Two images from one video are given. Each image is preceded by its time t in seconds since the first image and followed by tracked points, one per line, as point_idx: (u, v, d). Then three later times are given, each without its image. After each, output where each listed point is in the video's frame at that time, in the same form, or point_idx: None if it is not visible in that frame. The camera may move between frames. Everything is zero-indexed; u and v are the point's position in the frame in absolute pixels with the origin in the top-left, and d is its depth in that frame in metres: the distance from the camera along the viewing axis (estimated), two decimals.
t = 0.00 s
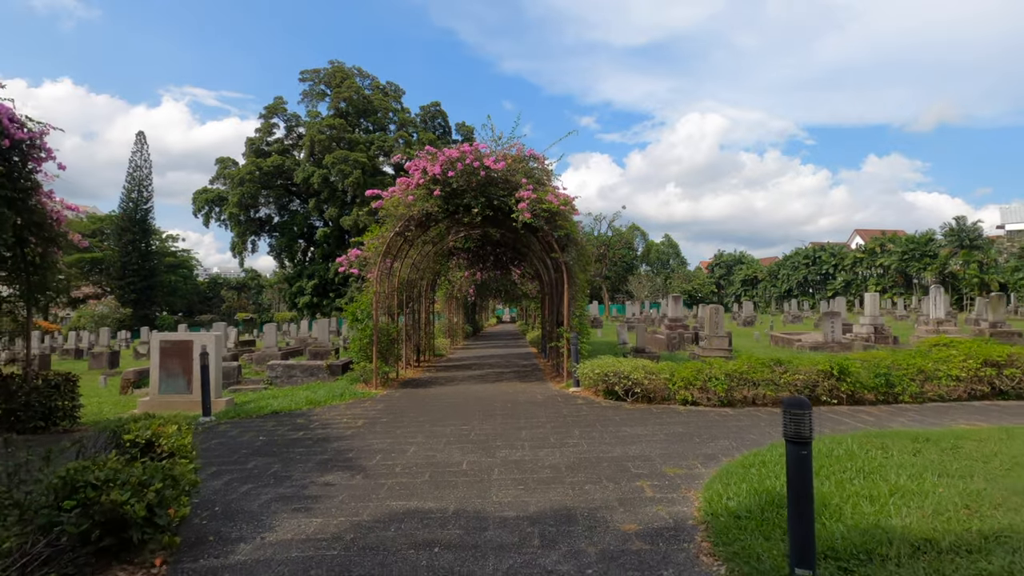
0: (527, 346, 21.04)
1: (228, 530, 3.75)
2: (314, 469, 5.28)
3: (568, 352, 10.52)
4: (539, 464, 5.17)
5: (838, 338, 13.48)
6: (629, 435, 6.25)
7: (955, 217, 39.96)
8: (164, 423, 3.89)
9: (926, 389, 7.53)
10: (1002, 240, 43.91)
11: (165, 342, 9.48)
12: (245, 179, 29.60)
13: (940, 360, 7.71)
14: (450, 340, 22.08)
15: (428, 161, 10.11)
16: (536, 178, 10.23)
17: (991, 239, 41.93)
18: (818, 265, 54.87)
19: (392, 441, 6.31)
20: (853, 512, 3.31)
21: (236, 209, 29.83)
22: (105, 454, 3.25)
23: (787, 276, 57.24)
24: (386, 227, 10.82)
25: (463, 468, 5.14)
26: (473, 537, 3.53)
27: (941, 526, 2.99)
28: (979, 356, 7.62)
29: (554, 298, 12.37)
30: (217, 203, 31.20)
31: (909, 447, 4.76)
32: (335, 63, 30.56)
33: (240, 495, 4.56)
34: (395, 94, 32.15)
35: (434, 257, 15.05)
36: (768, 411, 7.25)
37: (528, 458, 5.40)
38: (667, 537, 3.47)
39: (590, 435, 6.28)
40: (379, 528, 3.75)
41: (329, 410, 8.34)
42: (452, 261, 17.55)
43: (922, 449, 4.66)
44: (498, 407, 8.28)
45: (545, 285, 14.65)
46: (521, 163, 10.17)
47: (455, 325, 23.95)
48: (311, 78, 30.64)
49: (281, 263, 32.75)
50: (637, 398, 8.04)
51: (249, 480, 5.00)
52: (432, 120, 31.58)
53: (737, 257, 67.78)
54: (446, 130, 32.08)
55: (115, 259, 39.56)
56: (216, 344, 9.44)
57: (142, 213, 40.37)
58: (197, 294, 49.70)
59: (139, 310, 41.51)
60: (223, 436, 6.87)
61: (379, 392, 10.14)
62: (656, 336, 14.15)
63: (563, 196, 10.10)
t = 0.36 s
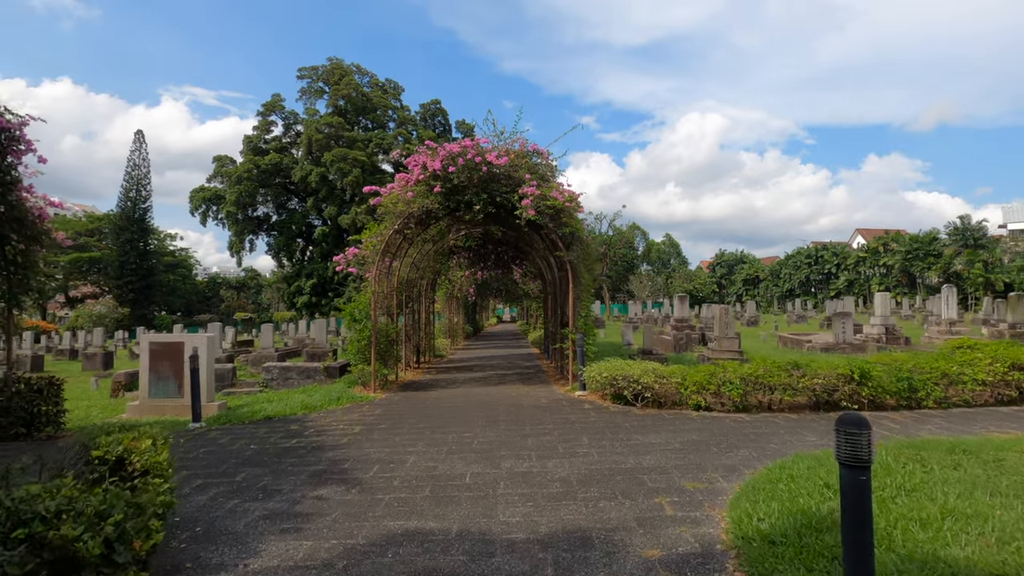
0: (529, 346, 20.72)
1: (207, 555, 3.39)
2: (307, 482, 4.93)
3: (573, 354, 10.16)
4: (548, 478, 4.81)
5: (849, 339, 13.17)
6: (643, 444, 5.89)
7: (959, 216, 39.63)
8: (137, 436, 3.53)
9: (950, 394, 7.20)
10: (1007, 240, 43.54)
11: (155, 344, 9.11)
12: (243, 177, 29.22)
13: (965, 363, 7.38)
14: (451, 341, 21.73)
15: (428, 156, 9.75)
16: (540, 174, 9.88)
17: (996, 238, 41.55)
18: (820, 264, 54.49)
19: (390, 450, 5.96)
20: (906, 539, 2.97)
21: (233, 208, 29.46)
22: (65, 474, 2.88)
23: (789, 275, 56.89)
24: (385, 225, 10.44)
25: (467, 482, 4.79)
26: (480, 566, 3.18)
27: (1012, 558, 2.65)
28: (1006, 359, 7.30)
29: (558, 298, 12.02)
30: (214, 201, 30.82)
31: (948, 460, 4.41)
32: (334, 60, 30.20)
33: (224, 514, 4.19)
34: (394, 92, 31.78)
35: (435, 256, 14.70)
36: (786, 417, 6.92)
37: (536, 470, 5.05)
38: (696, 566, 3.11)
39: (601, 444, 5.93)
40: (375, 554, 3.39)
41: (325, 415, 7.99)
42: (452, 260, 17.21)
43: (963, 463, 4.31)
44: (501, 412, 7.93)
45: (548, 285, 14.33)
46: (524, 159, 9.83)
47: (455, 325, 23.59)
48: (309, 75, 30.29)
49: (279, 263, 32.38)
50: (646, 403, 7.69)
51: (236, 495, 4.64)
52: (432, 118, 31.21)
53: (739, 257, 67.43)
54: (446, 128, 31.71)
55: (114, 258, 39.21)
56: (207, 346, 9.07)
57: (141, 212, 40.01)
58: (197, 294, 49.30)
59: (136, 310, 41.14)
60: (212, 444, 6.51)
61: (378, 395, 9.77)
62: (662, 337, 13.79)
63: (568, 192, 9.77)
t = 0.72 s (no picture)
0: (532, 346, 20.35)
1: None
2: (293, 495, 4.55)
3: (579, 355, 9.78)
4: (556, 491, 4.44)
5: (862, 338, 12.80)
6: (655, 452, 5.51)
7: (967, 214, 39.24)
8: (98, 451, 3.16)
9: (978, 397, 6.82)
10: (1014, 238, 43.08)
11: (143, 346, 8.77)
12: (242, 175, 28.89)
13: (993, 365, 6.99)
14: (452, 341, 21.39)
15: (427, 150, 9.38)
16: (544, 168, 9.52)
17: (1004, 236, 41.10)
18: (825, 263, 54.03)
19: (386, 458, 5.59)
20: (969, 571, 2.58)
21: (232, 206, 29.15)
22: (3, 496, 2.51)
23: (793, 274, 56.45)
24: (383, 221, 10.06)
25: (467, 496, 4.41)
26: None
27: None
28: None
29: (562, 297, 11.62)
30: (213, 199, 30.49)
31: (995, 473, 4.02)
32: (334, 57, 29.87)
33: (199, 533, 3.82)
34: (395, 88, 31.42)
35: (435, 254, 14.33)
36: (805, 423, 6.54)
37: (542, 482, 4.68)
38: None
39: (610, 452, 5.55)
40: None
41: (319, 419, 7.63)
42: (453, 259, 16.84)
43: (1013, 477, 3.92)
44: (504, 416, 7.55)
45: (552, 284, 13.95)
46: (527, 152, 9.47)
47: (457, 324, 23.24)
48: (309, 72, 29.95)
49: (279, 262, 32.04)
50: (656, 407, 7.31)
51: (217, 511, 4.28)
52: (434, 115, 30.86)
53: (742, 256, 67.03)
54: (447, 125, 31.33)
55: (114, 257, 38.90)
56: (197, 347, 8.72)
57: (141, 211, 39.71)
58: (198, 293, 48.97)
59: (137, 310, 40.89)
60: (197, 451, 6.14)
61: (375, 398, 9.39)
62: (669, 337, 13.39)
63: (573, 186, 9.40)
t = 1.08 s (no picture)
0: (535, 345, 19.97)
1: None
2: (281, 507, 4.21)
3: (584, 355, 9.41)
4: (565, 504, 4.09)
5: (876, 339, 12.43)
6: (670, 460, 5.16)
7: (975, 213, 38.75)
8: (53, 465, 2.81)
9: (1008, 401, 6.46)
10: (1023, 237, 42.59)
11: (132, 344, 8.42)
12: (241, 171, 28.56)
13: None
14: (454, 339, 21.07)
15: (428, 141, 9.02)
16: (549, 160, 9.16)
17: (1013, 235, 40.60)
18: (830, 262, 53.54)
19: (382, 466, 5.25)
20: None
21: (232, 202, 28.83)
22: None
23: (797, 273, 55.93)
24: (382, 215, 9.70)
25: (468, 509, 4.06)
26: None
27: None
28: None
29: (568, 295, 11.24)
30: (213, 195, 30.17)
31: None
32: (335, 51, 29.50)
33: (174, 552, 3.47)
34: (397, 83, 31.03)
35: (436, 251, 13.98)
36: (827, 428, 6.19)
37: (549, 493, 4.33)
38: None
39: (621, 461, 5.19)
40: None
41: (314, 421, 7.29)
42: (455, 255, 16.48)
43: None
44: (507, 419, 7.20)
45: (557, 282, 13.59)
46: (532, 144, 9.11)
47: (459, 322, 22.90)
48: (310, 66, 29.59)
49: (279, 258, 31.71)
50: (667, 411, 6.96)
51: (196, 525, 3.93)
52: (436, 110, 30.49)
53: (746, 254, 66.58)
54: (450, 121, 30.96)
55: (116, 254, 38.59)
56: (189, 344, 8.39)
57: (142, 207, 39.44)
58: (199, 290, 48.64)
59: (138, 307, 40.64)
60: (183, 456, 5.79)
61: (374, 399, 9.05)
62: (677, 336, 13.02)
63: (580, 179, 9.04)
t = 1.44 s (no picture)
0: (537, 344, 19.60)
1: None
2: (267, 524, 3.85)
3: (591, 355, 9.06)
4: (578, 521, 3.73)
5: (889, 337, 12.08)
6: (687, 470, 4.80)
7: (981, 210, 38.41)
8: None
9: None
10: None
11: (120, 343, 8.05)
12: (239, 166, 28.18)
13: None
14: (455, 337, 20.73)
15: (428, 132, 8.64)
16: (554, 152, 8.79)
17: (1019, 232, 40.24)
18: (833, 260, 53.15)
19: (378, 476, 4.89)
20: None
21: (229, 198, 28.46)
22: None
23: (799, 271, 55.55)
24: (380, 209, 9.31)
25: (472, 527, 3.71)
26: None
27: None
28: None
29: (572, 292, 10.86)
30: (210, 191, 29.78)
31: None
32: (335, 45, 29.11)
33: None
34: (397, 78, 30.63)
35: (436, 247, 13.61)
36: (850, 434, 5.84)
37: (560, 508, 3.98)
38: None
39: (635, 470, 4.84)
40: None
41: (308, 425, 6.93)
42: (456, 252, 16.12)
43: None
44: (512, 423, 6.85)
45: (561, 279, 13.24)
46: (536, 135, 8.75)
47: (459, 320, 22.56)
48: (309, 61, 29.19)
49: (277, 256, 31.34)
50: (681, 414, 6.60)
51: (172, 545, 3.58)
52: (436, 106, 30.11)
53: (748, 252, 66.21)
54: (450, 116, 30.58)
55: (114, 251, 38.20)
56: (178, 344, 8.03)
57: (141, 204, 39.09)
58: (199, 288, 48.25)
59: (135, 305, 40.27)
60: (166, 464, 5.44)
61: (372, 401, 8.69)
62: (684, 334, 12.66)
63: (586, 172, 8.68)
